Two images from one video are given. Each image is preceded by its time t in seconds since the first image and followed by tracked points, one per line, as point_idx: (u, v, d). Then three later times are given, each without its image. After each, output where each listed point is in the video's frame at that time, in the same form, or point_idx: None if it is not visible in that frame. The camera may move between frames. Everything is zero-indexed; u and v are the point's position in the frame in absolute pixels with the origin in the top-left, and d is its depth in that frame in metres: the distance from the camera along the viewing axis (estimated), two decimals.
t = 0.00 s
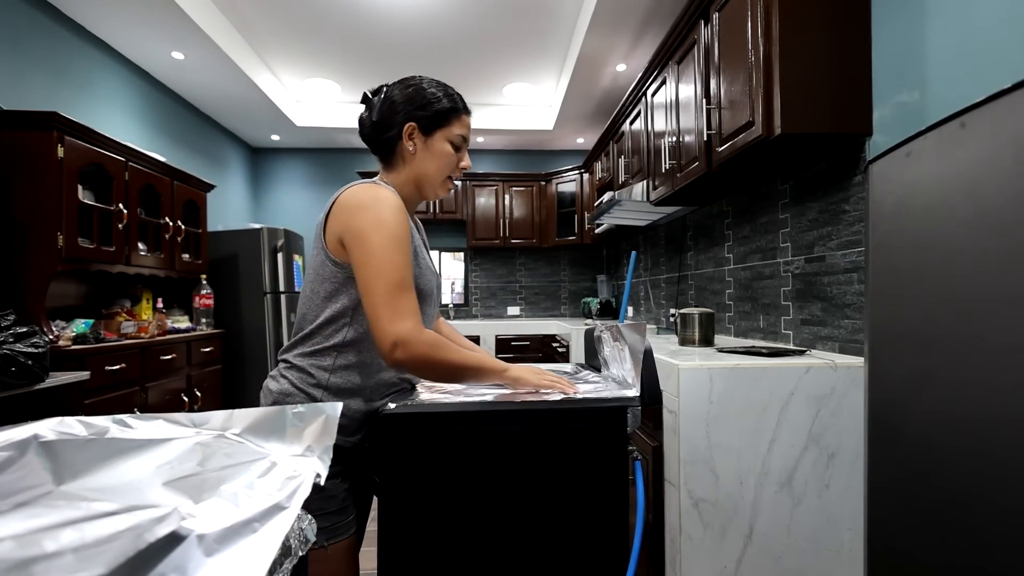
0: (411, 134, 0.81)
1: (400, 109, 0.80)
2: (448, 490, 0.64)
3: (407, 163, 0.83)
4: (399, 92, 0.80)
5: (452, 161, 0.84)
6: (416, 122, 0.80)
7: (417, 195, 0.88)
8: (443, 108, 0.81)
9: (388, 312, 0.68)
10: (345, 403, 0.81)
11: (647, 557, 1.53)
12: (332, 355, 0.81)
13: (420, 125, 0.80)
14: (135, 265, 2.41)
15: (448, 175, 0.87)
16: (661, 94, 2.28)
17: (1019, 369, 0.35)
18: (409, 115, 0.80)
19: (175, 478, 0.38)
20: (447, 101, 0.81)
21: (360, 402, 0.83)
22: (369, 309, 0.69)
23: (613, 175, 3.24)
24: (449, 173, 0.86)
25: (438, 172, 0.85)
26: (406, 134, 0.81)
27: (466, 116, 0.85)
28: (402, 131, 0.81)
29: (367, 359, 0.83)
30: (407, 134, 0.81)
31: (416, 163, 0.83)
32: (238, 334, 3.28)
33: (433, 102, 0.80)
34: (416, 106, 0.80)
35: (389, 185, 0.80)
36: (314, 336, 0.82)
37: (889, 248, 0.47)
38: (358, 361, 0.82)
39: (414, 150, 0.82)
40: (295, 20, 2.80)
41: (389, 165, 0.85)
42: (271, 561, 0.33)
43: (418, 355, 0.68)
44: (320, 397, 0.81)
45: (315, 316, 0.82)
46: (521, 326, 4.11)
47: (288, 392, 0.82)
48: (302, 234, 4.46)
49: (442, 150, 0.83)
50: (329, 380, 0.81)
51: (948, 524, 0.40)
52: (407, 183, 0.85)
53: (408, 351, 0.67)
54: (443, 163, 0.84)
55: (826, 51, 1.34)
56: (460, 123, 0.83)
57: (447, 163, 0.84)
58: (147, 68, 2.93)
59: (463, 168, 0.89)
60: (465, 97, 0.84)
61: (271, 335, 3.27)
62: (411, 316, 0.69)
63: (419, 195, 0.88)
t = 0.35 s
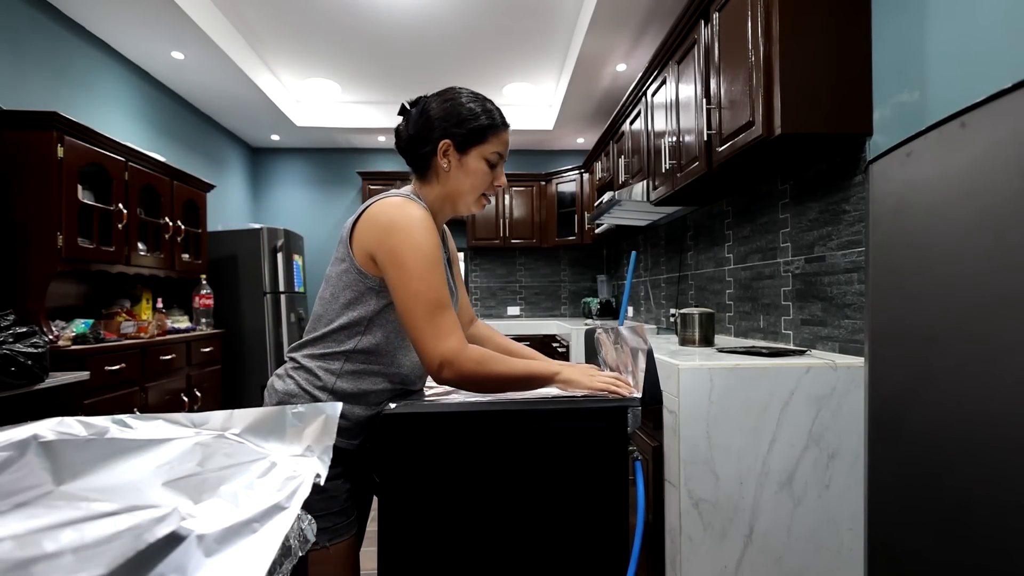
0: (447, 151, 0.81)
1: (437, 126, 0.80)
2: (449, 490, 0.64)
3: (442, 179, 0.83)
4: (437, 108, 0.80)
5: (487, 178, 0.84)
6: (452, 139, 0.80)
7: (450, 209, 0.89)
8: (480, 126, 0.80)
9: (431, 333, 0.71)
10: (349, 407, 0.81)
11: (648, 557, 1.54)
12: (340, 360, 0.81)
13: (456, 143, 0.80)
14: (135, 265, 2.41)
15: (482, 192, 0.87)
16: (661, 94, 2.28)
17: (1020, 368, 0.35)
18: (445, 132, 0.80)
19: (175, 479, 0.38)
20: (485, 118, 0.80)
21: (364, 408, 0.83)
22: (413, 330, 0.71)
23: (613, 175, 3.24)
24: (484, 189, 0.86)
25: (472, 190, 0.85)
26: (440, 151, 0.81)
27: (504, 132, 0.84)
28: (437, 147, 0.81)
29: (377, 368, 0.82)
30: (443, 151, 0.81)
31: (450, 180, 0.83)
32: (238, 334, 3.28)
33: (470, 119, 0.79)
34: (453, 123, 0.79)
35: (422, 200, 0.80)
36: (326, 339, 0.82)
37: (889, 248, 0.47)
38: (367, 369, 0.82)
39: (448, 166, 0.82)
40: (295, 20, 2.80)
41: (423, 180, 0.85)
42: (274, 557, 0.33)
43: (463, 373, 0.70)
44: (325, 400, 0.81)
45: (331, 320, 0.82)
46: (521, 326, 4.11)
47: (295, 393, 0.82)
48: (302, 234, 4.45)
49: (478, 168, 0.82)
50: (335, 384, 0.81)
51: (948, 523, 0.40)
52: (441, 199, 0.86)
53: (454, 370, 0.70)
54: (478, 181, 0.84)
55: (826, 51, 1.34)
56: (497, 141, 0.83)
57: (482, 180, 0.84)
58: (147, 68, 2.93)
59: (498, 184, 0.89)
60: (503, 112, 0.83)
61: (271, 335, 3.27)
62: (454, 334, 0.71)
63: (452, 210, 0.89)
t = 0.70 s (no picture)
0: (449, 154, 0.81)
1: (440, 128, 0.80)
2: (449, 490, 0.64)
3: (444, 182, 0.83)
4: (440, 109, 0.80)
5: (488, 182, 0.84)
6: (453, 142, 0.80)
7: (451, 211, 0.89)
8: (482, 129, 0.79)
9: (437, 333, 0.70)
10: (349, 408, 0.82)
11: (648, 557, 1.54)
12: (340, 360, 0.81)
13: (458, 146, 0.80)
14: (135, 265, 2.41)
15: (483, 195, 0.87)
16: (661, 94, 2.28)
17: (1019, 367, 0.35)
18: (447, 135, 0.80)
19: (177, 479, 0.38)
20: (488, 121, 0.80)
21: (364, 408, 0.83)
22: (420, 331, 0.71)
23: (613, 175, 3.24)
24: (485, 192, 0.86)
25: (473, 193, 0.85)
26: (442, 153, 0.81)
27: (507, 134, 0.83)
28: (439, 149, 0.81)
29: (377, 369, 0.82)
30: (444, 154, 0.81)
31: (451, 182, 0.83)
32: (237, 334, 3.27)
33: (473, 122, 0.79)
34: (455, 126, 0.79)
35: (423, 202, 0.80)
36: (327, 339, 0.82)
37: (890, 247, 0.47)
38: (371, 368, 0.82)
39: (450, 169, 0.82)
40: (295, 20, 2.81)
41: (425, 181, 0.85)
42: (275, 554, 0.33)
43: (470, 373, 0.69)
44: (325, 399, 0.81)
45: (332, 320, 0.82)
46: (521, 326, 4.11)
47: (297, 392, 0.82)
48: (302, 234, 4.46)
49: (478, 171, 0.82)
50: (335, 384, 0.81)
51: (948, 522, 0.40)
52: (442, 201, 0.86)
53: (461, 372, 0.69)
54: (479, 184, 0.83)
55: (826, 50, 1.34)
56: (500, 144, 0.82)
57: (483, 184, 0.84)
58: (147, 68, 2.93)
59: (499, 187, 0.89)
60: (507, 115, 0.82)
61: (271, 335, 3.27)
62: (459, 334, 0.71)
63: (453, 212, 0.89)
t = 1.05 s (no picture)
0: (402, 139, 0.82)
1: (391, 114, 0.80)
2: (448, 490, 0.64)
3: (403, 167, 0.84)
4: (392, 95, 0.81)
5: (445, 162, 0.82)
6: (404, 126, 0.80)
7: (420, 197, 0.89)
8: (431, 109, 0.79)
9: (374, 317, 0.68)
10: (348, 404, 0.81)
11: (648, 557, 1.54)
12: (333, 357, 0.81)
13: (408, 131, 0.80)
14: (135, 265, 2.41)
15: (446, 177, 0.85)
16: (661, 94, 2.28)
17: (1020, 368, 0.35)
18: (398, 120, 0.80)
19: (177, 478, 0.38)
20: (436, 101, 0.79)
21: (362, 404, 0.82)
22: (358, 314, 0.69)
23: (613, 175, 3.24)
24: (447, 174, 0.85)
25: (432, 175, 0.83)
26: (396, 139, 0.82)
27: (461, 112, 0.82)
28: (393, 136, 0.82)
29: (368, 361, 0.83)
30: (398, 140, 0.82)
31: (409, 167, 0.83)
32: (238, 334, 3.27)
33: (421, 103, 0.79)
34: (403, 109, 0.79)
35: (390, 189, 0.80)
36: (317, 337, 0.82)
37: (890, 247, 0.47)
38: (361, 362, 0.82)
39: (406, 154, 0.83)
40: (296, 21, 2.81)
41: (389, 170, 0.87)
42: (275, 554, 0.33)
43: (399, 360, 0.65)
44: (323, 397, 0.81)
45: (317, 317, 0.82)
46: (521, 326, 4.11)
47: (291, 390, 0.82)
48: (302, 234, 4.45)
49: (432, 151, 0.81)
50: (331, 380, 0.81)
51: (947, 522, 0.41)
52: (405, 186, 0.86)
53: (385, 356, 0.66)
54: (436, 166, 0.82)
55: (827, 51, 1.35)
56: (451, 122, 0.81)
57: (440, 165, 0.83)
58: (147, 68, 2.93)
59: (463, 167, 0.87)
60: (460, 91, 0.81)
61: (271, 335, 3.27)
62: (392, 321, 0.67)
63: (421, 198, 0.89)
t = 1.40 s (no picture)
0: (318, 150, 0.92)
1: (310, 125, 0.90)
2: (448, 489, 0.65)
3: (307, 173, 0.94)
4: (320, 111, 0.91)
5: (345, 185, 0.97)
6: (323, 141, 0.91)
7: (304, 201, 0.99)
8: (349, 138, 0.92)
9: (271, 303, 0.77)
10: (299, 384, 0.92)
11: (648, 557, 1.54)
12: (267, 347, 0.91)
13: (328, 147, 0.91)
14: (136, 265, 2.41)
15: (339, 195, 0.99)
16: (660, 94, 2.28)
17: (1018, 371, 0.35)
18: (320, 135, 0.91)
19: (177, 487, 0.38)
20: (355, 133, 0.93)
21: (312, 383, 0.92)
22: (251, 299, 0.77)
23: (613, 175, 3.24)
24: (341, 195, 0.99)
25: (328, 188, 0.96)
26: (313, 148, 0.92)
27: (375, 152, 0.98)
28: (311, 144, 0.92)
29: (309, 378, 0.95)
30: (314, 149, 0.92)
31: (312, 175, 0.94)
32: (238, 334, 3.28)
33: (343, 132, 0.92)
34: (325, 129, 0.90)
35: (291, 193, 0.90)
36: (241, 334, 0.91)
37: (889, 248, 0.47)
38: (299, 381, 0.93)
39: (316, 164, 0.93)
40: (296, 21, 2.81)
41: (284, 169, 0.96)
42: (277, 564, 0.32)
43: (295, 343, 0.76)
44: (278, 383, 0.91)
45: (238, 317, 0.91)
46: (522, 326, 4.11)
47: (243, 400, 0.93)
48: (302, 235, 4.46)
49: (341, 173, 0.95)
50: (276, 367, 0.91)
51: (945, 522, 0.41)
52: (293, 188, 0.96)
53: (268, 337, 0.76)
54: (337, 185, 0.96)
55: (827, 51, 1.35)
56: (365, 156, 0.96)
57: (340, 184, 0.97)
58: (147, 68, 2.93)
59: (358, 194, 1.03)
60: (379, 135, 0.97)
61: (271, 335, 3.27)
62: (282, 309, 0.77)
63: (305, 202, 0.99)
